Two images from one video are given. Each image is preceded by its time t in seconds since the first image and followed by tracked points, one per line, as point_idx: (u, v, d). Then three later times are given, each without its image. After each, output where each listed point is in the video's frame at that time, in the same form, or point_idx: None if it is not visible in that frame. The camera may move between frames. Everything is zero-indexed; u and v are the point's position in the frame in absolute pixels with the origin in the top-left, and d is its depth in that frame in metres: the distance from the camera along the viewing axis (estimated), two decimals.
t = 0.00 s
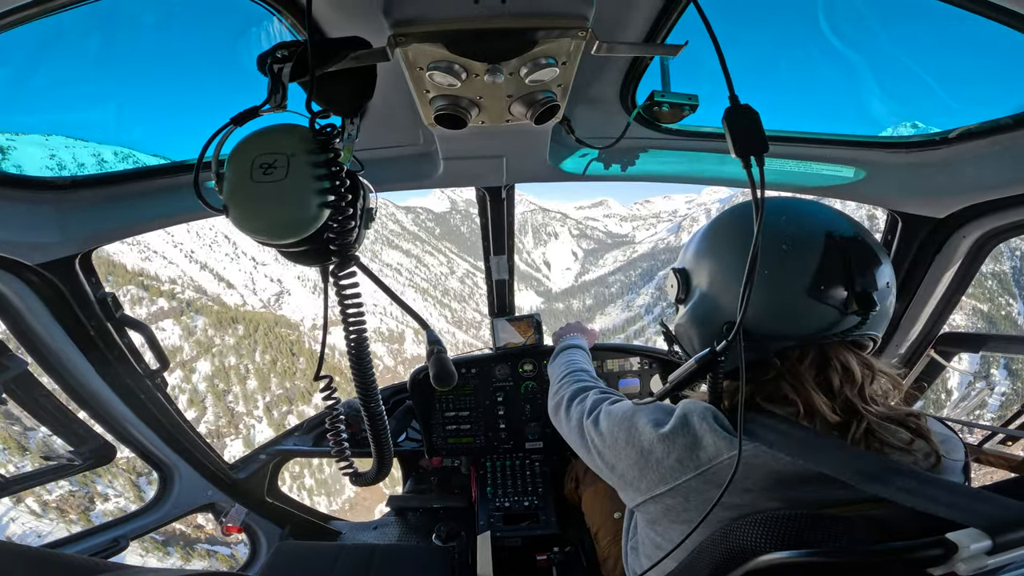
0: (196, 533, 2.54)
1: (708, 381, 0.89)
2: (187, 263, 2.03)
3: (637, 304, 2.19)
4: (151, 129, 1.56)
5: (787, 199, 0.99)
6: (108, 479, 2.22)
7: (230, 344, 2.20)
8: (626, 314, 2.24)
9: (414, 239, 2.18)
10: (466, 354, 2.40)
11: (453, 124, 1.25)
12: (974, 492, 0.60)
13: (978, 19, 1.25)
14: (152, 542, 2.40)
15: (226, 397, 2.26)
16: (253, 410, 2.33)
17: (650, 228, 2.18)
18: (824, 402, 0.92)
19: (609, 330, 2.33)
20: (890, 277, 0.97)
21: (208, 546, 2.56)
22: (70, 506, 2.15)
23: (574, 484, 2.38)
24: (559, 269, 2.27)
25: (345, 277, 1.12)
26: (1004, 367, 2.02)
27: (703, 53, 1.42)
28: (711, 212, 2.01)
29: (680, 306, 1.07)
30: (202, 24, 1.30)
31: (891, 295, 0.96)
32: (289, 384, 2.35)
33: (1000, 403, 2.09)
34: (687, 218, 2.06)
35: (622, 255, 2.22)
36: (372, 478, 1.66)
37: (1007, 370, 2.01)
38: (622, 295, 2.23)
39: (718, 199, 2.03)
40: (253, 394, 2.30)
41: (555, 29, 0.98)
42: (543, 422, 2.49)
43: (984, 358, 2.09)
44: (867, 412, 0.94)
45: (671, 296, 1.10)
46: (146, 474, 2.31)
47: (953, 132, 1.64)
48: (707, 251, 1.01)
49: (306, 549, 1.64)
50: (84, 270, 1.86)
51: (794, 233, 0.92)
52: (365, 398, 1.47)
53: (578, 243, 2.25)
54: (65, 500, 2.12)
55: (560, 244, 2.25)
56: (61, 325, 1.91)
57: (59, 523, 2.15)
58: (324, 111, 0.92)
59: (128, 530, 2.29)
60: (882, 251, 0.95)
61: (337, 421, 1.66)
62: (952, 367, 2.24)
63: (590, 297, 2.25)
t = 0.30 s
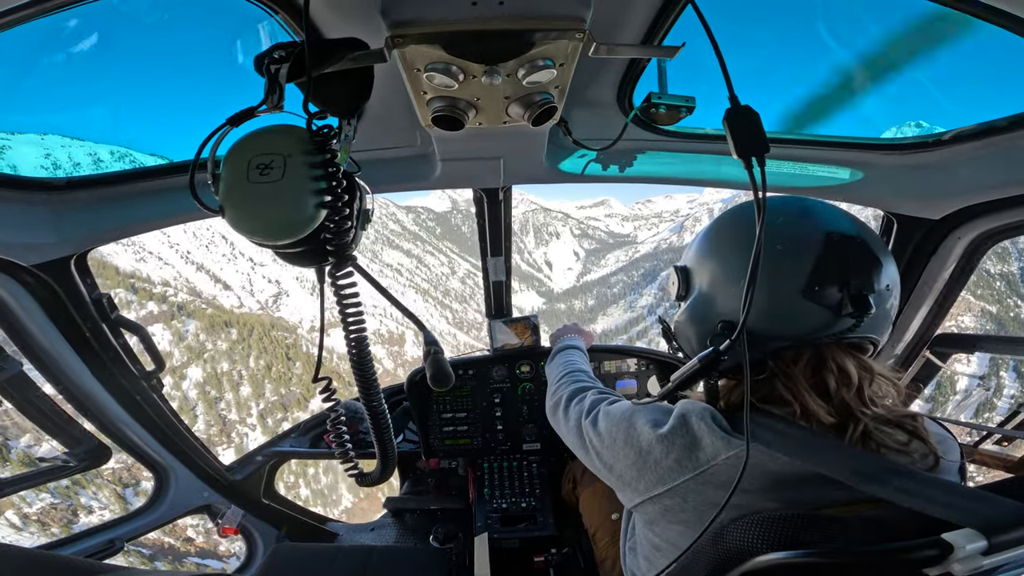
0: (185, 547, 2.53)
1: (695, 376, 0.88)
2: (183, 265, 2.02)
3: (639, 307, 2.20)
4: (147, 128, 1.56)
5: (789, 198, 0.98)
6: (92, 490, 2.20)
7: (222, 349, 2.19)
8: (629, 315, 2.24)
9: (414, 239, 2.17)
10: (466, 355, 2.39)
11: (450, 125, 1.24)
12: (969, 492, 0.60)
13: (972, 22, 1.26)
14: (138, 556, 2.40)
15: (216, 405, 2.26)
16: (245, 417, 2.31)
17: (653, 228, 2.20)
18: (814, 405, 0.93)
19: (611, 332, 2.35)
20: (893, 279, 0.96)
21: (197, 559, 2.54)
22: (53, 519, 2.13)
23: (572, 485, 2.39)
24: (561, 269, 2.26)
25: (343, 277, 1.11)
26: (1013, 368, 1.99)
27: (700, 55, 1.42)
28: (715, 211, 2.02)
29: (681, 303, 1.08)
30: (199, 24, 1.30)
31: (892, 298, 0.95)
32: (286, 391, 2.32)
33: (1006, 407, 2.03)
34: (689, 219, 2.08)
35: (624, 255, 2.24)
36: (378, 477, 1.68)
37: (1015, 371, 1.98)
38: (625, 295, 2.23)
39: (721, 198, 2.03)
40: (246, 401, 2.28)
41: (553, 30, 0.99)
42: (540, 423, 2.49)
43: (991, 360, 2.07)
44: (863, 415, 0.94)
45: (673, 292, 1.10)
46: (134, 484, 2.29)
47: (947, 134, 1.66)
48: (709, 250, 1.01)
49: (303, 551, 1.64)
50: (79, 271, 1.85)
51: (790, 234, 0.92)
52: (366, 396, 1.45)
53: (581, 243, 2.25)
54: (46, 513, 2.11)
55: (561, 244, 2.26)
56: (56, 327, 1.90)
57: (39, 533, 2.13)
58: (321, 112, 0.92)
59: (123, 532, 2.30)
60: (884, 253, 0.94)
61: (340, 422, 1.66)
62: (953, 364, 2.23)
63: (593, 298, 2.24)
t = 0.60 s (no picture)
0: (175, 560, 2.49)
1: (689, 378, 0.90)
2: (179, 266, 2.02)
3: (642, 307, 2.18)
4: (143, 128, 1.55)
5: (785, 198, 0.99)
6: (74, 503, 2.16)
7: (214, 355, 2.19)
8: (631, 316, 2.22)
9: (415, 239, 2.16)
10: (462, 357, 2.40)
11: (448, 127, 1.24)
12: (966, 492, 0.61)
13: (967, 22, 1.27)
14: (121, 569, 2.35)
15: (205, 416, 2.27)
16: (237, 426, 2.33)
17: (655, 228, 2.19)
18: (797, 406, 0.91)
19: (614, 333, 2.35)
20: (887, 288, 0.94)
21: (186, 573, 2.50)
22: (33, 531, 2.11)
23: (570, 485, 2.39)
24: (562, 269, 2.26)
25: (339, 279, 1.12)
26: None
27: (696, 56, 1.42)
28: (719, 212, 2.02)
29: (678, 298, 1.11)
30: (195, 24, 1.30)
31: (884, 307, 0.93)
32: (280, 398, 2.35)
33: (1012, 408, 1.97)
34: (692, 218, 2.06)
35: (626, 254, 2.23)
36: (370, 488, 1.70)
37: None
38: (627, 296, 2.22)
39: (724, 198, 2.04)
40: (238, 409, 2.30)
41: (551, 31, 0.99)
42: (537, 424, 2.49)
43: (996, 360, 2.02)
44: (849, 419, 0.92)
45: (674, 289, 1.15)
46: (118, 496, 2.26)
47: (941, 135, 1.66)
48: (710, 246, 1.02)
49: (300, 552, 1.63)
50: (75, 272, 1.85)
51: (774, 235, 0.93)
52: (363, 409, 1.47)
53: (582, 243, 2.25)
54: (26, 527, 2.09)
55: (563, 244, 2.26)
56: (52, 328, 1.89)
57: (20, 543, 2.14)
58: (319, 112, 0.92)
59: (120, 534, 2.29)
60: (877, 260, 0.92)
61: (333, 427, 1.67)
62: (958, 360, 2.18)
63: (595, 298, 2.24)
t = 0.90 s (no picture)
0: None
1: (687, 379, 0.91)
2: (174, 267, 2.03)
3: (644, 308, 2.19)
4: (141, 128, 1.55)
5: (791, 197, 0.98)
6: (55, 516, 2.13)
7: (205, 360, 2.17)
8: (634, 316, 2.23)
9: (416, 240, 2.17)
10: (461, 357, 2.39)
11: (446, 126, 1.24)
12: (965, 491, 0.61)
13: (964, 20, 1.27)
14: None
15: (197, 423, 2.25)
16: (229, 435, 2.33)
17: (656, 228, 2.19)
18: (784, 404, 0.92)
19: (616, 334, 2.38)
20: (880, 291, 0.93)
21: None
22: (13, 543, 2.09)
23: (569, 485, 2.39)
24: (563, 269, 2.27)
25: (337, 281, 1.12)
26: None
27: (693, 56, 1.42)
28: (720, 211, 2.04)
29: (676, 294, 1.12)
30: (192, 25, 1.29)
31: (875, 309, 0.92)
32: (274, 405, 2.34)
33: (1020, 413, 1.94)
34: (694, 219, 2.09)
35: (628, 255, 2.23)
36: (359, 483, 1.70)
37: None
38: (629, 296, 2.24)
39: (725, 199, 2.07)
40: (230, 415, 2.28)
41: (549, 31, 0.99)
42: (537, 424, 2.49)
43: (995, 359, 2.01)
44: (840, 419, 0.91)
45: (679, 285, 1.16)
46: (103, 509, 2.24)
47: (939, 133, 1.67)
48: (710, 246, 1.02)
49: (299, 553, 1.63)
50: (73, 273, 1.85)
51: (763, 234, 0.94)
52: (355, 406, 1.46)
53: (584, 243, 2.26)
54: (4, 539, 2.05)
55: (564, 244, 2.27)
56: (51, 331, 1.89)
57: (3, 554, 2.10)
58: (317, 113, 0.92)
59: (120, 535, 2.27)
60: (869, 262, 0.91)
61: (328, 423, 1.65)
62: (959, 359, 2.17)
63: (596, 299, 2.27)
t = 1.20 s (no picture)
0: None
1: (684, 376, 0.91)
2: (169, 268, 2.03)
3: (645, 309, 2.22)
4: (139, 128, 1.55)
5: (795, 196, 0.98)
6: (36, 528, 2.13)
7: (194, 367, 2.18)
8: (636, 318, 2.24)
9: (416, 240, 2.16)
10: (462, 356, 2.40)
11: (444, 125, 1.24)
12: (965, 490, 0.61)
13: (964, 19, 1.27)
14: None
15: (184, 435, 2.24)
16: (218, 445, 2.33)
17: (658, 228, 2.20)
18: (782, 403, 0.93)
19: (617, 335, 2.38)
20: (879, 295, 0.92)
21: None
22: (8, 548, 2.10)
23: (569, 484, 2.39)
24: (564, 270, 2.25)
25: (343, 280, 1.12)
26: None
27: (692, 54, 1.42)
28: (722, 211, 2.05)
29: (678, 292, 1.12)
30: (190, 25, 1.29)
31: (873, 313, 0.92)
32: (267, 413, 2.35)
33: None
34: (696, 219, 2.09)
35: (629, 255, 2.21)
36: (382, 479, 1.74)
37: None
38: (630, 297, 2.24)
39: (729, 198, 2.07)
40: (220, 425, 2.29)
41: (548, 30, 0.99)
42: (537, 423, 2.49)
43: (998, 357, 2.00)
44: (840, 418, 0.92)
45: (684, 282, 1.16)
46: (84, 522, 2.22)
47: (939, 131, 1.67)
48: (712, 245, 1.02)
49: (299, 553, 1.63)
50: (72, 274, 1.85)
51: (762, 234, 0.94)
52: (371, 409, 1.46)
53: (585, 244, 2.23)
54: None
55: (565, 244, 2.25)
56: (51, 332, 1.90)
57: None
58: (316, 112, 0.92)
59: (121, 535, 2.28)
60: (867, 264, 0.91)
61: (341, 423, 1.67)
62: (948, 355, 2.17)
63: (598, 299, 2.26)
